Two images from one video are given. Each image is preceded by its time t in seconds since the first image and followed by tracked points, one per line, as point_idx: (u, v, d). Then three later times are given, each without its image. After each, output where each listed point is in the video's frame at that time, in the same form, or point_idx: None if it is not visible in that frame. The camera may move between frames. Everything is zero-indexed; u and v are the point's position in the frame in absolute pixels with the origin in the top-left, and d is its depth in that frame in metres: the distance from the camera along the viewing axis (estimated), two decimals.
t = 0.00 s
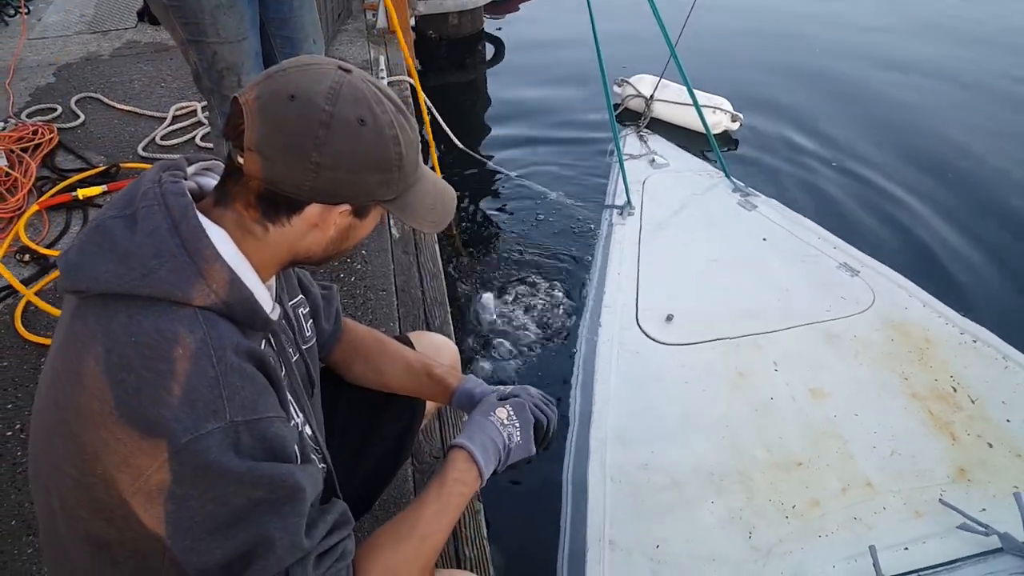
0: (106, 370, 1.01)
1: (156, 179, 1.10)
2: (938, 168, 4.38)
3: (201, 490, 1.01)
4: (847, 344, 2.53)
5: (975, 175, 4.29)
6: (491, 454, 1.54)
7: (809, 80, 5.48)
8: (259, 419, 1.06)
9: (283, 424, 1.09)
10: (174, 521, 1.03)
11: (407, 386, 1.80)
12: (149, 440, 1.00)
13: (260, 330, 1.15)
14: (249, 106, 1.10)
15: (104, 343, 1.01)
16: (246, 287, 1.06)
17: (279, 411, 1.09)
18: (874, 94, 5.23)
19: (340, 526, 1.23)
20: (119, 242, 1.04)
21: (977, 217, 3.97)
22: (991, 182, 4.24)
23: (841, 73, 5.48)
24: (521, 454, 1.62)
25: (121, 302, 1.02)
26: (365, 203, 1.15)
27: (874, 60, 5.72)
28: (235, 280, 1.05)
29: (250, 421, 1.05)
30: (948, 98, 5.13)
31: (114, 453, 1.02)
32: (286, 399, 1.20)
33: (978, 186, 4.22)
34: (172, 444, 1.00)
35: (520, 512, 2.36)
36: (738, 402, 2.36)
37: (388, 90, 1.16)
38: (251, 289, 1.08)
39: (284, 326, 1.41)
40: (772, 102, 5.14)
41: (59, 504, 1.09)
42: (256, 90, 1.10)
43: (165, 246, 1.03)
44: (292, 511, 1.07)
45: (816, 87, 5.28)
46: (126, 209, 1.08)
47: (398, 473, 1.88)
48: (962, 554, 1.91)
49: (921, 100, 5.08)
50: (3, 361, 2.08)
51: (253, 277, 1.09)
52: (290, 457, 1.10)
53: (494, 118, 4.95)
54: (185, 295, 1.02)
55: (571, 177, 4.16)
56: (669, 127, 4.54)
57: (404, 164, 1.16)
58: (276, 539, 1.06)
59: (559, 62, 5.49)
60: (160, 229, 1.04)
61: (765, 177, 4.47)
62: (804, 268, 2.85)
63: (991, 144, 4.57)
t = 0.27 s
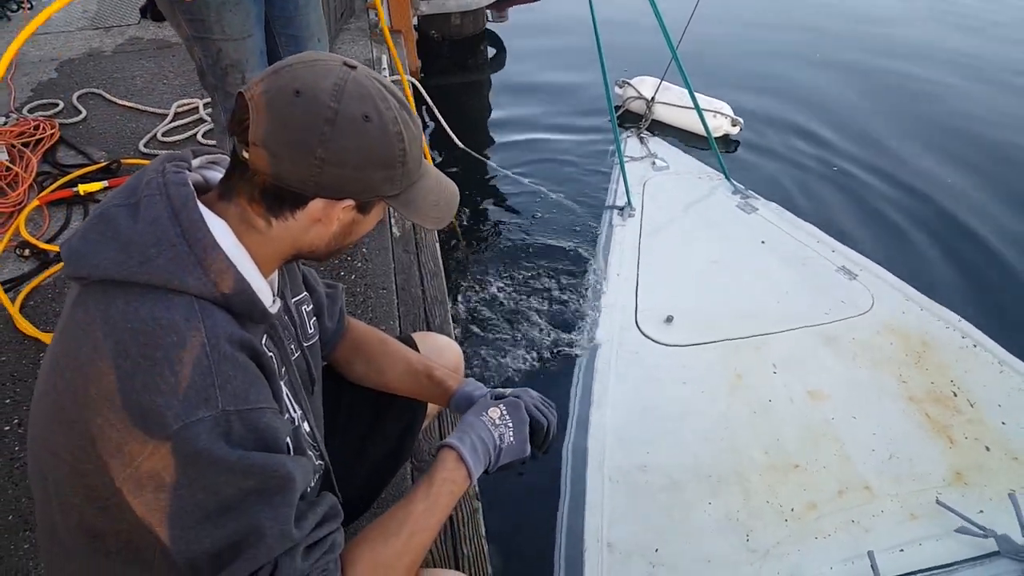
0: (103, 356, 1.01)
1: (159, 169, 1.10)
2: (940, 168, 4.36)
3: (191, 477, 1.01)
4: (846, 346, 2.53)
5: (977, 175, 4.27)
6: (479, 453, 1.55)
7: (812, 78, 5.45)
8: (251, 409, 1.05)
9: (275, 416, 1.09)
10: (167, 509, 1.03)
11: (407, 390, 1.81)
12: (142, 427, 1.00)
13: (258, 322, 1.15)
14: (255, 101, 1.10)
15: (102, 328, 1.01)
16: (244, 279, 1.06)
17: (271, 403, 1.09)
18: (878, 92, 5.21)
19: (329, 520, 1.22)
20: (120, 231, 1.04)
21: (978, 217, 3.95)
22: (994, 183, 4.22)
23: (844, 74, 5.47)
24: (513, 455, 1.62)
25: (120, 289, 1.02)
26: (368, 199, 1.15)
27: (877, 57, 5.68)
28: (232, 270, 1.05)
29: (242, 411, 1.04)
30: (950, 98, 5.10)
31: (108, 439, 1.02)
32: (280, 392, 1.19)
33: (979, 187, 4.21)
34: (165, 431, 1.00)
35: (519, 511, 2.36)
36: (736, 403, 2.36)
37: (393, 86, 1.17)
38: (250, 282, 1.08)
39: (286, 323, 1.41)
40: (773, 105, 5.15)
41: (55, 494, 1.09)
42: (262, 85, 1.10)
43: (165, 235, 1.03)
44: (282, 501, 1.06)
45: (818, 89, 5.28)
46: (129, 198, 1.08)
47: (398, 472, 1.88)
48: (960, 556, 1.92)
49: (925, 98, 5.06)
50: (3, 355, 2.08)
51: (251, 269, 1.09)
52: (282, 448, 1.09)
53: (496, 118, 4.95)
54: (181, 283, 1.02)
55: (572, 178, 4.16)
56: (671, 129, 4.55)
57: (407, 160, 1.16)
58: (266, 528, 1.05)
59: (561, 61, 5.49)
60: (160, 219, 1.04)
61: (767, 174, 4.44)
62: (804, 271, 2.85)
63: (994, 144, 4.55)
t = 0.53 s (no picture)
0: (110, 351, 1.01)
1: (169, 166, 1.11)
2: (938, 179, 4.39)
3: (197, 473, 1.01)
4: (846, 354, 2.54)
5: (974, 185, 4.30)
6: (485, 461, 1.55)
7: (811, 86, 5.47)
8: (257, 405, 1.05)
9: (281, 412, 1.09)
10: (171, 505, 1.03)
11: (410, 391, 1.81)
12: (149, 422, 1.00)
13: (264, 320, 1.15)
14: (265, 100, 1.11)
15: (109, 323, 1.02)
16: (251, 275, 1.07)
17: (277, 399, 1.09)
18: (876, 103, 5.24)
19: (332, 516, 1.22)
20: (129, 227, 1.04)
21: (976, 226, 3.97)
22: (991, 193, 4.24)
23: (843, 83, 5.50)
24: (518, 463, 1.62)
25: (128, 285, 1.03)
26: (375, 199, 1.15)
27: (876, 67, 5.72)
28: (240, 267, 1.06)
29: (248, 406, 1.04)
30: (948, 108, 5.13)
31: (113, 435, 1.02)
32: (284, 390, 1.20)
33: (977, 197, 4.22)
34: (172, 426, 1.00)
35: (518, 513, 2.36)
36: (736, 409, 2.37)
37: (401, 89, 1.17)
38: (256, 279, 1.08)
39: (290, 322, 1.41)
40: (773, 112, 5.17)
41: (58, 490, 1.09)
42: (272, 85, 1.11)
43: (174, 231, 1.04)
44: (286, 497, 1.07)
45: (818, 98, 5.31)
46: (138, 194, 1.08)
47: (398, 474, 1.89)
48: (958, 565, 1.93)
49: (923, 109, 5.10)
50: (4, 353, 2.08)
51: (257, 265, 1.10)
52: (286, 444, 1.10)
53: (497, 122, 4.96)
54: (189, 279, 1.03)
55: (572, 183, 4.18)
56: (671, 135, 4.56)
57: (414, 162, 1.17)
58: (270, 522, 1.06)
59: (562, 66, 5.50)
60: (169, 215, 1.04)
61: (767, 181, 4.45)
62: (803, 278, 2.87)
63: (991, 155, 4.57)
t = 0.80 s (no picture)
0: (116, 358, 1.01)
1: (175, 173, 1.11)
2: (939, 183, 4.39)
3: (204, 481, 1.00)
4: (849, 360, 2.54)
5: (975, 189, 4.30)
6: (490, 466, 1.55)
7: (813, 89, 5.46)
8: (264, 413, 1.05)
9: (288, 420, 1.09)
10: (178, 513, 1.03)
11: (413, 396, 1.81)
12: (156, 431, 1.00)
13: (270, 327, 1.15)
14: (274, 106, 1.10)
15: (116, 330, 1.02)
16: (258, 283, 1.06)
17: (283, 407, 1.09)
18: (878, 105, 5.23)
19: (339, 524, 1.22)
20: (135, 234, 1.04)
21: (978, 232, 3.97)
22: (992, 197, 4.24)
23: (845, 84, 5.49)
24: (523, 466, 1.62)
25: (134, 292, 1.03)
26: (382, 206, 1.15)
27: (879, 68, 5.70)
28: (248, 275, 1.05)
29: (255, 415, 1.04)
30: (950, 110, 5.11)
31: (121, 443, 1.01)
32: (290, 397, 1.19)
33: (978, 201, 4.22)
34: (179, 435, 0.99)
35: (520, 519, 2.36)
36: (739, 415, 2.37)
37: (409, 97, 1.17)
38: (262, 286, 1.08)
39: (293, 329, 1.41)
40: (774, 117, 5.17)
41: (63, 497, 1.08)
42: (280, 92, 1.11)
43: (181, 238, 1.04)
44: (292, 506, 1.06)
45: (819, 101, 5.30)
46: (144, 201, 1.08)
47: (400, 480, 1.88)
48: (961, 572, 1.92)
49: (924, 113, 5.10)
50: (6, 357, 2.07)
51: (263, 273, 1.10)
52: (293, 452, 1.09)
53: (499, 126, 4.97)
54: (195, 287, 1.03)
55: (573, 188, 4.18)
56: (672, 140, 4.57)
57: (421, 170, 1.17)
58: (279, 532, 1.05)
59: (563, 70, 5.51)
60: (176, 223, 1.04)
61: (768, 185, 4.45)
62: (805, 284, 2.87)
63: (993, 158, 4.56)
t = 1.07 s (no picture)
0: (119, 373, 1.01)
1: (176, 186, 1.11)
2: (938, 184, 4.39)
3: (209, 495, 1.01)
4: (850, 363, 2.54)
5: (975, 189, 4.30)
6: (489, 468, 1.55)
7: (813, 90, 5.46)
8: (268, 425, 1.06)
9: (292, 431, 1.09)
10: (181, 526, 1.03)
11: (416, 403, 1.80)
12: (159, 445, 1.01)
13: (272, 339, 1.15)
14: (275, 118, 1.11)
15: (117, 345, 1.02)
16: (260, 296, 1.07)
17: (288, 419, 1.09)
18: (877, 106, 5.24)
19: (347, 533, 1.23)
20: (137, 248, 1.05)
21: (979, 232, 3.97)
22: (992, 198, 4.24)
23: (844, 85, 5.50)
24: (521, 464, 1.62)
25: (136, 306, 1.03)
26: (383, 217, 1.16)
27: (878, 69, 5.71)
28: (250, 287, 1.06)
29: (259, 427, 1.05)
30: (950, 109, 5.12)
31: (124, 457, 1.02)
32: (294, 408, 1.20)
33: (978, 201, 4.22)
34: (181, 449, 1.00)
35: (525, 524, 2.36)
36: (741, 418, 2.37)
37: (410, 108, 1.18)
38: (264, 298, 1.09)
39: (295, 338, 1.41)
40: (773, 119, 5.19)
41: (68, 510, 1.09)
42: (282, 104, 1.11)
43: (182, 252, 1.04)
44: (299, 516, 1.07)
45: (819, 103, 5.32)
46: (145, 214, 1.09)
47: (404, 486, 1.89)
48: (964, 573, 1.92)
49: (923, 113, 5.10)
50: (9, 367, 2.08)
51: (265, 284, 1.10)
52: (298, 463, 1.10)
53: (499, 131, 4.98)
54: (197, 300, 1.03)
55: (574, 193, 4.19)
56: (672, 144, 4.58)
57: (422, 180, 1.18)
58: (287, 542, 1.06)
59: (563, 74, 5.52)
60: (177, 236, 1.05)
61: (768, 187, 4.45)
62: (807, 287, 2.87)
63: (991, 158, 4.56)
